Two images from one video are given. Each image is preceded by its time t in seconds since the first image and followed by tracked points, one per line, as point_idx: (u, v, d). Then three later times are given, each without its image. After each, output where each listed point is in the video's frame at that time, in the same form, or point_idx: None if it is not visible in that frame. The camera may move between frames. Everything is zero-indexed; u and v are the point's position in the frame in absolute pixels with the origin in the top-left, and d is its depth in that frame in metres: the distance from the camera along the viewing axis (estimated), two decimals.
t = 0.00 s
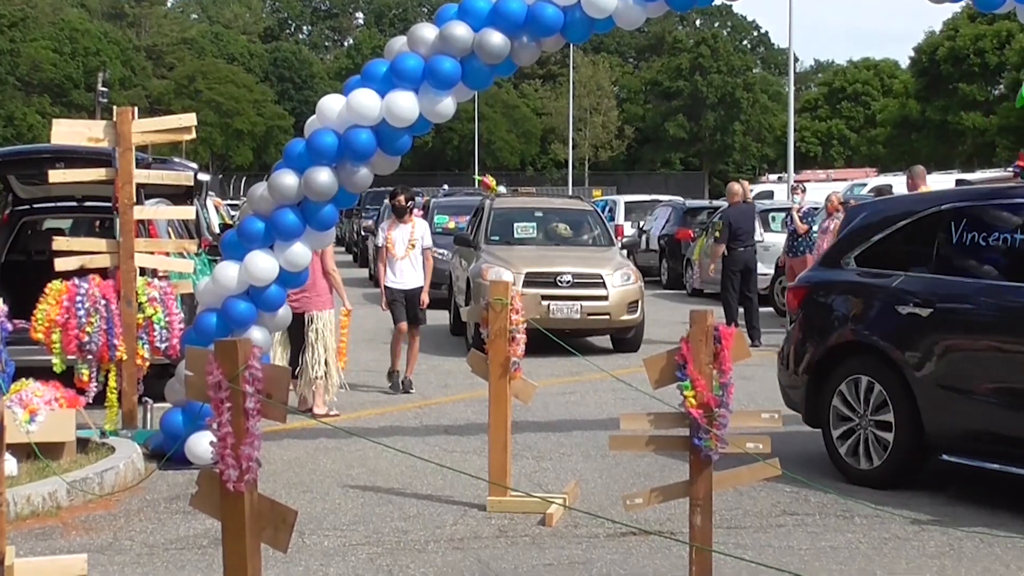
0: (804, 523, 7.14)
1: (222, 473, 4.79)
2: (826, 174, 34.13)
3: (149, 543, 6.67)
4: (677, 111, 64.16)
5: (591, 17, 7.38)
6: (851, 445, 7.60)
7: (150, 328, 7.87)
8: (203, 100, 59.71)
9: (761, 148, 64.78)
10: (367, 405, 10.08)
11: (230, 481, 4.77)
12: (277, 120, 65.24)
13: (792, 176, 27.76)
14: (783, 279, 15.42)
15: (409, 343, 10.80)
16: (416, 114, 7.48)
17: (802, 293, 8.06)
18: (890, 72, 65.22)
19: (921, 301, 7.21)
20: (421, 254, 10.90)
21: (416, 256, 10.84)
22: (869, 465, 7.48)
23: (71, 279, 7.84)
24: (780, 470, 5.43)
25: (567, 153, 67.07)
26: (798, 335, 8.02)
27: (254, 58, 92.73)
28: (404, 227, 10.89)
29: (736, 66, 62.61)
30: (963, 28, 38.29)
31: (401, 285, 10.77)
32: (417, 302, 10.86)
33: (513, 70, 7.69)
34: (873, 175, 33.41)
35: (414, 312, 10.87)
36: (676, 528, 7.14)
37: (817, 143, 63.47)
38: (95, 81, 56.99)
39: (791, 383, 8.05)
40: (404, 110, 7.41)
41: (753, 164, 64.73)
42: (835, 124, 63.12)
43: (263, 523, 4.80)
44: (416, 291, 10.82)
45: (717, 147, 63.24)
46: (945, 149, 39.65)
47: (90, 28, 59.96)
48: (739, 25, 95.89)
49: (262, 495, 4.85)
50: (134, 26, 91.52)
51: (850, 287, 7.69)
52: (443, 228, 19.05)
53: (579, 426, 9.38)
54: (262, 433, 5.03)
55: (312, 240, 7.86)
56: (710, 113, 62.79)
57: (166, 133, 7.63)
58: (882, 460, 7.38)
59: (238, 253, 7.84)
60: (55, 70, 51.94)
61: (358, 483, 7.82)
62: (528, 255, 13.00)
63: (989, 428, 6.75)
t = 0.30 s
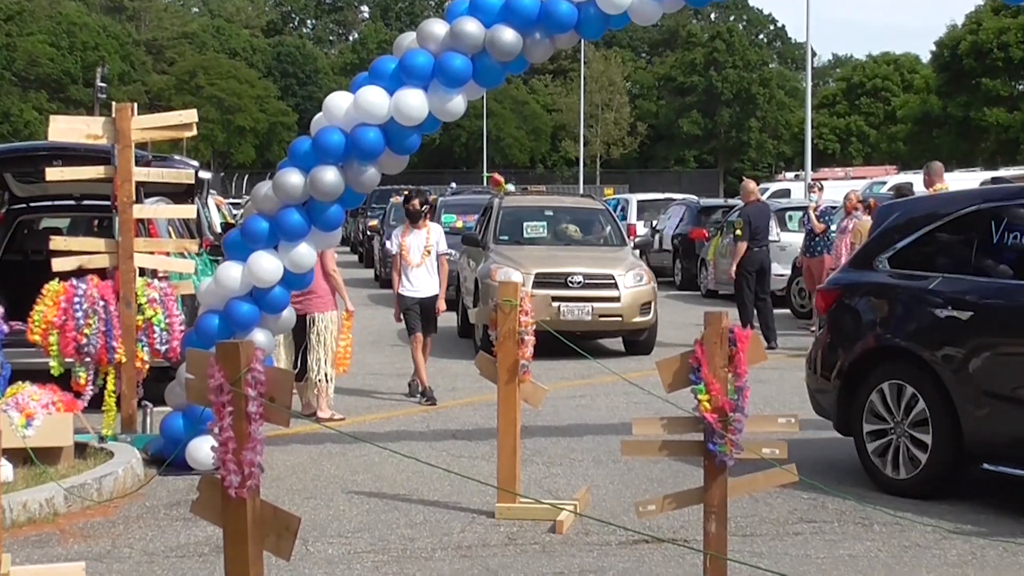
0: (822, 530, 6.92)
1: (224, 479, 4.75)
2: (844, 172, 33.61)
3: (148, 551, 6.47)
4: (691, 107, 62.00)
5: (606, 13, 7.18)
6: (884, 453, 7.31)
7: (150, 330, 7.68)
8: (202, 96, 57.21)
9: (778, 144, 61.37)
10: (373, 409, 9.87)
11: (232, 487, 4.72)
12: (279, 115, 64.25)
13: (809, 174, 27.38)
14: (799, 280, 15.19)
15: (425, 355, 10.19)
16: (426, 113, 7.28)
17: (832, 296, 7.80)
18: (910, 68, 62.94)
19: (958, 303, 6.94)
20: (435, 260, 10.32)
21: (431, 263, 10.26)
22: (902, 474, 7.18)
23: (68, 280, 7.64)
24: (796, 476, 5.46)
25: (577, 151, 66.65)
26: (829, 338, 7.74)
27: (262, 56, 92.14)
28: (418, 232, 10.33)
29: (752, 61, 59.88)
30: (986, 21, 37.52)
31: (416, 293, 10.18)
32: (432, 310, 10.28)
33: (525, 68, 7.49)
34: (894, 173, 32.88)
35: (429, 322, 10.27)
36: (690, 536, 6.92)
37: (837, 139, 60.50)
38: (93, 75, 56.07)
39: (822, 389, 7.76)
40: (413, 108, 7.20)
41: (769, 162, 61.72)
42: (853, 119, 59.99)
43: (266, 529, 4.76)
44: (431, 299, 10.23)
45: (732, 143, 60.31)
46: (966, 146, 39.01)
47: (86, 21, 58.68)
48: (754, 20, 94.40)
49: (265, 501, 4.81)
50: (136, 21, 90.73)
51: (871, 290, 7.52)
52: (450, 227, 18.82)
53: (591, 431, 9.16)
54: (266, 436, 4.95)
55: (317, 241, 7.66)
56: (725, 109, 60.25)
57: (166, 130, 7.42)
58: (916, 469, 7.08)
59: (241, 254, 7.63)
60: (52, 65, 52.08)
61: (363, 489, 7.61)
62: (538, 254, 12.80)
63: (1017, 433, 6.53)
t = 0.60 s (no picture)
0: (835, 536, 6.71)
1: (220, 483, 4.63)
2: (857, 167, 33.14)
3: (142, 557, 6.28)
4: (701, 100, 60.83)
5: (615, 5, 6.99)
6: (917, 461, 7.05)
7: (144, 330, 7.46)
8: (198, 89, 54.17)
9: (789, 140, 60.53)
10: (374, 411, 9.68)
11: (229, 492, 4.61)
12: (277, 110, 60.57)
13: (822, 169, 27.07)
14: (811, 279, 14.99)
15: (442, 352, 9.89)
16: (430, 108, 7.09)
17: (861, 296, 7.55)
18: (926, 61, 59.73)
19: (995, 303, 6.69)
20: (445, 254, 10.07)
21: (440, 256, 10.00)
22: (936, 483, 6.93)
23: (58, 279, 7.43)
24: (807, 480, 5.36)
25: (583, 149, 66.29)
26: (858, 341, 7.47)
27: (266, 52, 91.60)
28: (426, 224, 10.04)
29: (762, 55, 59.81)
30: (1006, 12, 36.91)
31: (425, 288, 9.96)
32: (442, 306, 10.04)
33: (532, 63, 7.31)
34: (909, 168, 32.45)
35: (441, 317, 10.04)
36: (699, 542, 6.69)
37: (851, 133, 58.10)
38: (85, 67, 54.87)
39: (852, 394, 7.49)
40: (417, 104, 7.02)
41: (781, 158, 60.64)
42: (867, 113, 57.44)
43: (263, 537, 4.66)
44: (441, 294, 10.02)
45: (743, 138, 59.99)
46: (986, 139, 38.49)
47: (79, 12, 56.30)
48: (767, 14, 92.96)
49: (262, 507, 4.71)
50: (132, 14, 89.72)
51: (887, 290, 7.37)
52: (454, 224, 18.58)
53: (600, 434, 8.94)
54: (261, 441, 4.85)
55: (316, 239, 7.45)
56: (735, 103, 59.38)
57: (161, 124, 7.28)
58: (953, 478, 6.82)
59: (238, 252, 7.41)
60: (43, 57, 50.76)
61: (363, 494, 7.41)
62: (543, 252, 12.59)
63: None
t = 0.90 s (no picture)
0: (845, 543, 6.50)
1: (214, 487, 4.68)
2: (869, 162, 32.71)
3: (132, 563, 6.08)
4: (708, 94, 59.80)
5: None
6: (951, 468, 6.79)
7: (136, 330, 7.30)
8: (191, 82, 51.39)
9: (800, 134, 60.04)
10: (372, 413, 9.49)
11: (223, 496, 4.66)
12: (272, 103, 57.55)
13: (833, 164, 26.77)
14: (821, 277, 14.79)
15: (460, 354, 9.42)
16: (429, 101, 6.91)
17: (891, 297, 7.30)
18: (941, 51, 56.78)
19: None
20: (452, 256, 9.59)
21: (445, 259, 9.56)
22: (968, 491, 6.68)
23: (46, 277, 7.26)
24: (818, 486, 5.25)
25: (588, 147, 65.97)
26: (887, 346, 7.22)
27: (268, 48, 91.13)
28: (433, 226, 9.62)
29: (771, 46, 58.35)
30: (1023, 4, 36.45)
31: (427, 291, 9.51)
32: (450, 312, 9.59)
33: (534, 55, 7.12)
34: (921, 163, 32.11)
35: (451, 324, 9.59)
36: (706, 548, 6.47)
37: (861, 128, 55.66)
38: (76, 60, 53.84)
39: (881, 399, 7.22)
40: (415, 97, 6.84)
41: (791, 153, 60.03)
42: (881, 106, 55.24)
43: (256, 542, 4.74)
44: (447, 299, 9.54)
45: (751, 133, 58.74)
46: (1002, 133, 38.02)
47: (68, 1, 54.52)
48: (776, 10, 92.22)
49: (255, 511, 4.78)
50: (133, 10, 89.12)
51: (907, 290, 7.20)
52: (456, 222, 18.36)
53: (604, 438, 8.73)
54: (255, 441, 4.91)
55: (312, 235, 7.26)
56: (742, 96, 58.56)
57: (153, 119, 7.09)
58: (991, 486, 6.55)
59: (232, 250, 7.23)
60: (30, 49, 50.57)
61: (360, 499, 7.22)
62: (545, 251, 12.38)
63: None
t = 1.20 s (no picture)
0: (858, 550, 6.29)
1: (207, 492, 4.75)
2: (881, 158, 32.39)
3: (121, 571, 5.88)
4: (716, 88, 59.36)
5: None
6: (990, 473, 6.49)
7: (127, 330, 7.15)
8: (184, 75, 50.69)
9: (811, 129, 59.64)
10: (370, 417, 9.29)
11: (217, 501, 4.73)
12: (270, 97, 56.42)
13: (844, 160, 26.52)
14: (832, 277, 14.58)
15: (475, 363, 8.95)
16: (424, 92, 6.75)
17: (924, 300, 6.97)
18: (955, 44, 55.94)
19: None
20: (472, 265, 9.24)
21: (465, 269, 9.22)
22: (1010, 501, 6.38)
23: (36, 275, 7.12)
24: (830, 489, 5.18)
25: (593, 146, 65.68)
26: (918, 350, 6.93)
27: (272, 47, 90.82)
28: (456, 232, 9.25)
29: (781, 39, 58.14)
30: None
31: (443, 301, 9.19)
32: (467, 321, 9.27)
33: (533, 44, 6.94)
34: (934, 158, 31.81)
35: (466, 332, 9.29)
36: (714, 555, 6.25)
37: (875, 123, 54.62)
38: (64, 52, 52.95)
39: (916, 402, 6.91)
40: (411, 88, 6.68)
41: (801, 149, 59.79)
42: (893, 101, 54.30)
43: (252, 548, 4.78)
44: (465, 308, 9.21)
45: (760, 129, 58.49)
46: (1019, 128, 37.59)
47: None
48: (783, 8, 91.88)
49: (251, 516, 4.83)
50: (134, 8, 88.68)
51: (941, 292, 6.89)
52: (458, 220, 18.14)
53: (609, 442, 8.52)
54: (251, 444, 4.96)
55: (306, 231, 7.08)
56: (752, 92, 58.09)
57: (144, 113, 6.92)
58: None
59: (225, 247, 7.06)
60: (17, 40, 49.72)
61: (357, 504, 7.01)
62: (548, 249, 12.18)
63: None
